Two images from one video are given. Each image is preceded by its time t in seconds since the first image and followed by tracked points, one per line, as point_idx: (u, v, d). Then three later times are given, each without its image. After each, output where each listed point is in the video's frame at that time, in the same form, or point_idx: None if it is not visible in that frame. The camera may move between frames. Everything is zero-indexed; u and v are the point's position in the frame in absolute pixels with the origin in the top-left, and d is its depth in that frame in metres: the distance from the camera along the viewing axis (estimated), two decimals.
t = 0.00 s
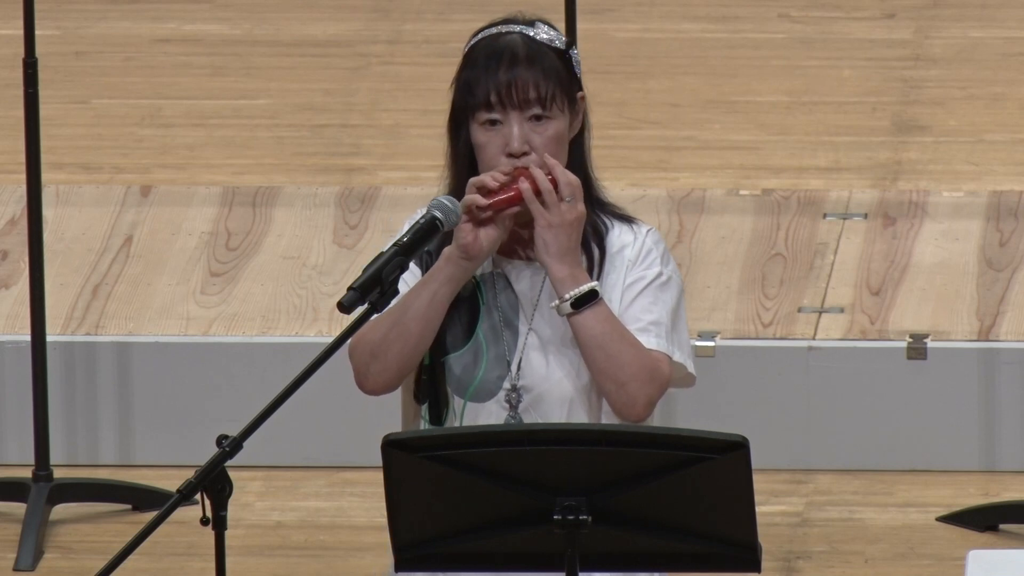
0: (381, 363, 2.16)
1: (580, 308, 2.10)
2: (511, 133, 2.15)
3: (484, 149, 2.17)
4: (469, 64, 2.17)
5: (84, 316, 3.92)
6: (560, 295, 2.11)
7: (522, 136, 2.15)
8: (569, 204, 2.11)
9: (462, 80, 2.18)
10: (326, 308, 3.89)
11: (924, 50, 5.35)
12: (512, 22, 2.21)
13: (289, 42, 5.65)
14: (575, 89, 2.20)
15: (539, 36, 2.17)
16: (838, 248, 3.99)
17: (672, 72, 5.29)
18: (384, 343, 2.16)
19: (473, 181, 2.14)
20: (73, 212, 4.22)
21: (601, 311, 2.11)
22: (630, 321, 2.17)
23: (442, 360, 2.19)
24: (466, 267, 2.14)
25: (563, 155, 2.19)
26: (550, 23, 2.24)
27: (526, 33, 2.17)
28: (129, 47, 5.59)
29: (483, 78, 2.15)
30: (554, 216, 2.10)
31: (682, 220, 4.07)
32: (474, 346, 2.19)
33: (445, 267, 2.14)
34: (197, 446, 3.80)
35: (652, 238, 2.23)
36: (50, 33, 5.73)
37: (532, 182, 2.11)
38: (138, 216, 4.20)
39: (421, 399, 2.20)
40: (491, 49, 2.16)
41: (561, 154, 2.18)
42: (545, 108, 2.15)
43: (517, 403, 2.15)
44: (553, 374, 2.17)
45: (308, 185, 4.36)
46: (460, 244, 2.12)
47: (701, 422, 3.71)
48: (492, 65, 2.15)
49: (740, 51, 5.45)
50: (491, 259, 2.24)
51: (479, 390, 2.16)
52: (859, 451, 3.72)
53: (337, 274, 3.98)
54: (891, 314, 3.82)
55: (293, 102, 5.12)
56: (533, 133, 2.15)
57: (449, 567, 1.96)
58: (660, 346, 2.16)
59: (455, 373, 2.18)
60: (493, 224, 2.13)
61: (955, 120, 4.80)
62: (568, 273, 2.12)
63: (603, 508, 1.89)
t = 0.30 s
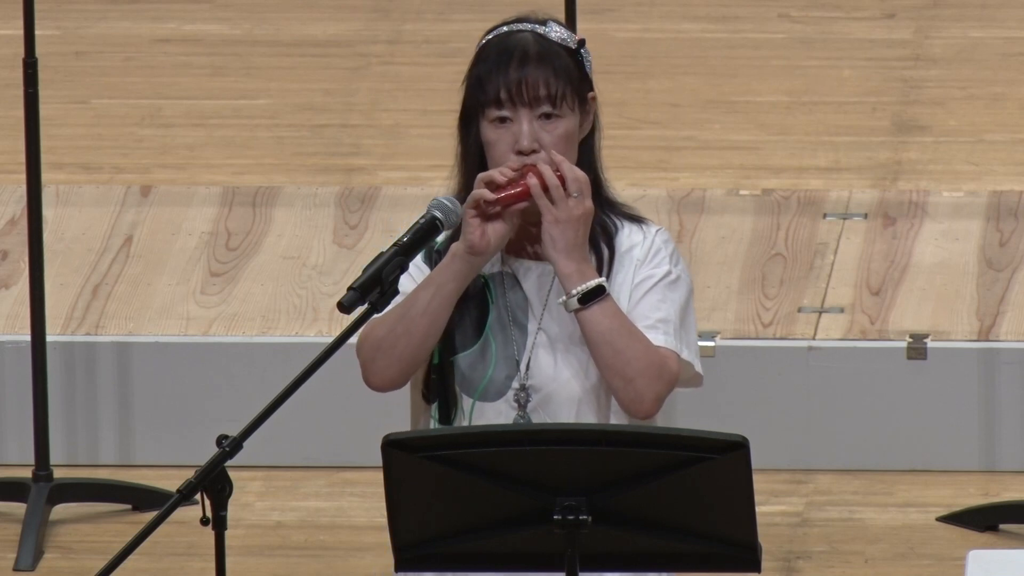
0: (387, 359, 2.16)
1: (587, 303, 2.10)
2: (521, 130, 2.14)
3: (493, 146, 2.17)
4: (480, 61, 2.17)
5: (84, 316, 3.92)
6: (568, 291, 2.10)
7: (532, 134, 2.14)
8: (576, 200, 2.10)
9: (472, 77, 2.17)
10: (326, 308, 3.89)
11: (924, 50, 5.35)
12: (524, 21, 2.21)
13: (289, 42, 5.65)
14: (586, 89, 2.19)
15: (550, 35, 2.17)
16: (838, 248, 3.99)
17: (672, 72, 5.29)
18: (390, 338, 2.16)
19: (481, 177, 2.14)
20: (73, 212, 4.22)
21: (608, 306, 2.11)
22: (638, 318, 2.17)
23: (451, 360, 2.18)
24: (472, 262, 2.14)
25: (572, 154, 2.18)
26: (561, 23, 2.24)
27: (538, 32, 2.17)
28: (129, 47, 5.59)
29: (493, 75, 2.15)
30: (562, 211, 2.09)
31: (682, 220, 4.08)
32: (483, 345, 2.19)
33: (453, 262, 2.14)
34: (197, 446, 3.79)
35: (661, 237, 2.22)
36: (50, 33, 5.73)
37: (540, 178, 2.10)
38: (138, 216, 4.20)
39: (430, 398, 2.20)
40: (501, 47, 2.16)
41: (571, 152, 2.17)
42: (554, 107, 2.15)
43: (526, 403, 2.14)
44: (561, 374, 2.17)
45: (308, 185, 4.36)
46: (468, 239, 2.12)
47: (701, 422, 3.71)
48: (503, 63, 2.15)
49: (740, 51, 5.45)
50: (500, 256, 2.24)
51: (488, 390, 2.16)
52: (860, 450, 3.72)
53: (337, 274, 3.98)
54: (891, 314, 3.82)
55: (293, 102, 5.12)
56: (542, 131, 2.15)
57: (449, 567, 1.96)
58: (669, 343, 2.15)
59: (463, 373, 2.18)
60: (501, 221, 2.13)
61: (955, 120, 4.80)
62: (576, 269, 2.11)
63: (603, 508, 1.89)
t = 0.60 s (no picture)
0: (392, 358, 2.16)
1: (594, 301, 2.10)
2: (530, 130, 2.14)
3: (502, 146, 2.17)
4: (490, 61, 2.16)
5: (84, 316, 3.92)
6: (575, 288, 2.10)
7: (540, 133, 2.14)
8: (583, 197, 2.11)
9: (482, 76, 2.17)
10: (326, 308, 3.89)
11: (924, 50, 5.35)
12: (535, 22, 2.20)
13: (289, 42, 5.65)
14: (596, 90, 2.19)
15: (560, 35, 2.17)
16: (838, 248, 3.99)
17: (672, 72, 5.29)
18: (399, 336, 2.16)
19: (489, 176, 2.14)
20: (73, 212, 4.22)
21: (615, 303, 2.11)
22: (646, 318, 2.16)
23: (458, 359, 2.19)
24: (479, 259, 2.13)
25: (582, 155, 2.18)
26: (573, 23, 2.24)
27: (549, 32, 2.17)
28: (129, 47, 5.59)
29: (503, 75, 2.15)
30: (569, 209, 2.10)
31: (682, 219, 4.08)
32: (491, 345, 2.19)
33: (459, 259, 2.14)
34: (197, 446, 3.80)
35: (670, 238, 2.21)
36: (50, 33, 5.73)
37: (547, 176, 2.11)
38: (138, 216, 4.20)
39: (438, 398, 2.20)
40: (511, 46, 2.15)
41: (579, 153, 2.17)
42: (563, 107, 2.14)
43: (533, 403, 2.14)
44: (569, 374, 2.16)
45: (308, 185, 4.36)
46: (474, 237, 2.12)
47: (701, 422, 3.71)
48: (512, 62, 2.15)
49: (741, 51, 5.45)
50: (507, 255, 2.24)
51: (494, 389, 2.16)
52: (860, 450, 3.72)
53: (337, 274, 3.98)
54: (891, 314, 3.82)
55: (293, 102, 5.11)
56: (551, 131, 2.14)
57: (449, 567, 1.96)
58: (677, 343, 2.14)
59: (470, 372, 2.18)
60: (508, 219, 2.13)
61: (955, 120, 4.80)
62: (583, 267, 2.11)
63: (603, 508, 1.89)
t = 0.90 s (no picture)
0: (396, 354, 2.17)
1: (597, 305, 2.10)
2: (537, 131, 2.14)
3: (509, 146, 2.17)
4: (501, 61, 2.17)
5: (84, 316, 3.92)
6: (577, 292, 2.10)
7: (547, 135, 2.14)
8: (587, 202, 2.11)
9: (492, 77, 2.18)
10: (326, 308, 3.89)
11: (924, 50, 5.35)
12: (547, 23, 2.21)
13: (289, 42, 5.65)
14: (606, 92, 2.19)
15: (571, 36, 2.17)
16: (838, 248, 3.99)
17: (672, 72, 5.29)
18: (404, 336, 2.17)
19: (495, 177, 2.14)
20: (73, 212, 4.22)
21: (618, 308, 2.10)
22: (650, 321, 2.16)
23: (465, 359, 2.18)
24: (484, 261, 2.14)
25: (590, 157, 2.18)
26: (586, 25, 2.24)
27: (560, 33, 2.17)
28: (129, 47, 5.59)
29: (512, 75, 2.15)
30: (573, 213, 2.10)
31: (682, 219, 4.07)
32: (497, 345, 2.18)
33: (464, 261, 2.14)
34: (197, 446, 3.80)
35: (679, 243, 2.21)
36: (50, 33, 5.73)
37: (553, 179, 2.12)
38: (139, 216, 4.20)
39: (444, 397, 2.19)
40: (521, 46, 2.16)
41: (588, 155, 2.17)
42: (572, 108, 2.14)
43: (538, 405, 2.13)
44: (574, 376, 2.16)
45: (308, 185, 4.36)
46: (479, 238, 2.12)
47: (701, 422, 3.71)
48: (522, 63, 2.15)
49: (741, 51, 5.45)
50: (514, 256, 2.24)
51: (500, 390, 2.15)
52: (860, 450, 3.72)
53: (337, 274, 3.98)
54: (891, 314, 3.82)
55: (293, 102, 5.11)
56: (559, 132, 2.14)
57: (449, 566, 1.96)
58: (678, 348, 2.13)
59: (476, 373, 2.17)
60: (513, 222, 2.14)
61: (955, 120, 4.80)
62: (586, 270, 2.11)
63: (603, 508, 1.89)
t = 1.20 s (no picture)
0: (391, 363, 2.19)
1: (583, 340, 2.09)
2: (546, 148, 2.12)
3: (519, 160, 2.15)
4: (515, 73, 2.14)
5: (84, 316, 3.92)
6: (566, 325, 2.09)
7: (556, 153, 2.12)
8: (582, 235, 2.08)
9: (505, 88, 2.15)
10: (326, 308, 3.89)
11: (924, 50, 5.35)
12: (563, 33, 2.17)
13: (289, 42, 5.65)
14: (619, 109, 2.16)
15: (587, 52, 2.13)
16: (838, 248, 3.99)
17: (672, 72, 5.29)
18: (402, 344, 2.17)
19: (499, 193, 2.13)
20: (73, 212, 4.22)
21: (606, 343, 2.09)
22: (649, 340, 2.14)
23: (465, 356, 2.19)
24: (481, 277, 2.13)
25: (598, 175, 2.16)
26: (604, 34, 2.20)
27: (575, 48, 2.13)
28: (129, 47, 5.59)
29: (524, 90, 2.12)
30: (567, 246, 2.08)
31: (682, 219, 4.07)
32: (498, 344, 2.18)
33: (461, 276, 2.13)
34: (196, 446, 3.80)
35: (684, 258, 2.19)
36: (50, 33, 5.73)
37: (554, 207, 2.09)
38: (139, 216, 4.20)
39: (443, 392, 2.20)
40: (536, 59, 2.12)
41: (595, 174, 2.14)
42: (582, 128, 2.12)
43: (535, 407, 2.14)
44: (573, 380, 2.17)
45: (308, 185, 4.36)
46: (478, 255, 2.11)
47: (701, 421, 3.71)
48: (534, 78, 2.12)
49: (741, 51, 5.45)
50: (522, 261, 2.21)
51: (497, 389, 2.16)
52: (861, 450, 3.72)
53: (337, 274, 3.99)
54: (891, 314, 3.82)
55: (293, 102, 5.11)
56: (568, 151, 2.12)
57: (450, 566, 1.96)
58: (674, 374, 2.13)
59: (476, 371, 2.18)
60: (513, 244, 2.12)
61: (955, 120, 4.80)
62: (576, 304, 2.10)
63: (603, 508, 1.89)
